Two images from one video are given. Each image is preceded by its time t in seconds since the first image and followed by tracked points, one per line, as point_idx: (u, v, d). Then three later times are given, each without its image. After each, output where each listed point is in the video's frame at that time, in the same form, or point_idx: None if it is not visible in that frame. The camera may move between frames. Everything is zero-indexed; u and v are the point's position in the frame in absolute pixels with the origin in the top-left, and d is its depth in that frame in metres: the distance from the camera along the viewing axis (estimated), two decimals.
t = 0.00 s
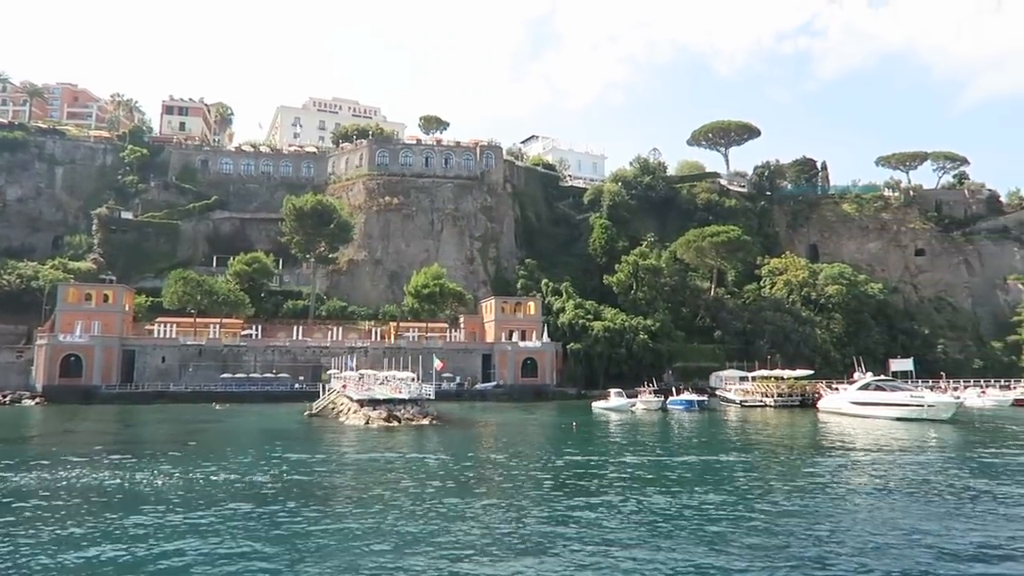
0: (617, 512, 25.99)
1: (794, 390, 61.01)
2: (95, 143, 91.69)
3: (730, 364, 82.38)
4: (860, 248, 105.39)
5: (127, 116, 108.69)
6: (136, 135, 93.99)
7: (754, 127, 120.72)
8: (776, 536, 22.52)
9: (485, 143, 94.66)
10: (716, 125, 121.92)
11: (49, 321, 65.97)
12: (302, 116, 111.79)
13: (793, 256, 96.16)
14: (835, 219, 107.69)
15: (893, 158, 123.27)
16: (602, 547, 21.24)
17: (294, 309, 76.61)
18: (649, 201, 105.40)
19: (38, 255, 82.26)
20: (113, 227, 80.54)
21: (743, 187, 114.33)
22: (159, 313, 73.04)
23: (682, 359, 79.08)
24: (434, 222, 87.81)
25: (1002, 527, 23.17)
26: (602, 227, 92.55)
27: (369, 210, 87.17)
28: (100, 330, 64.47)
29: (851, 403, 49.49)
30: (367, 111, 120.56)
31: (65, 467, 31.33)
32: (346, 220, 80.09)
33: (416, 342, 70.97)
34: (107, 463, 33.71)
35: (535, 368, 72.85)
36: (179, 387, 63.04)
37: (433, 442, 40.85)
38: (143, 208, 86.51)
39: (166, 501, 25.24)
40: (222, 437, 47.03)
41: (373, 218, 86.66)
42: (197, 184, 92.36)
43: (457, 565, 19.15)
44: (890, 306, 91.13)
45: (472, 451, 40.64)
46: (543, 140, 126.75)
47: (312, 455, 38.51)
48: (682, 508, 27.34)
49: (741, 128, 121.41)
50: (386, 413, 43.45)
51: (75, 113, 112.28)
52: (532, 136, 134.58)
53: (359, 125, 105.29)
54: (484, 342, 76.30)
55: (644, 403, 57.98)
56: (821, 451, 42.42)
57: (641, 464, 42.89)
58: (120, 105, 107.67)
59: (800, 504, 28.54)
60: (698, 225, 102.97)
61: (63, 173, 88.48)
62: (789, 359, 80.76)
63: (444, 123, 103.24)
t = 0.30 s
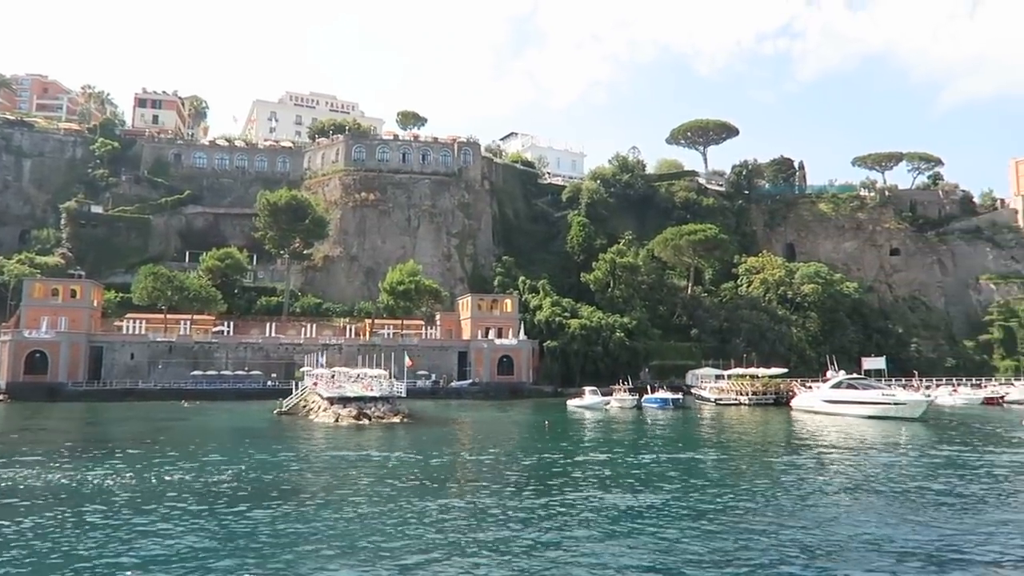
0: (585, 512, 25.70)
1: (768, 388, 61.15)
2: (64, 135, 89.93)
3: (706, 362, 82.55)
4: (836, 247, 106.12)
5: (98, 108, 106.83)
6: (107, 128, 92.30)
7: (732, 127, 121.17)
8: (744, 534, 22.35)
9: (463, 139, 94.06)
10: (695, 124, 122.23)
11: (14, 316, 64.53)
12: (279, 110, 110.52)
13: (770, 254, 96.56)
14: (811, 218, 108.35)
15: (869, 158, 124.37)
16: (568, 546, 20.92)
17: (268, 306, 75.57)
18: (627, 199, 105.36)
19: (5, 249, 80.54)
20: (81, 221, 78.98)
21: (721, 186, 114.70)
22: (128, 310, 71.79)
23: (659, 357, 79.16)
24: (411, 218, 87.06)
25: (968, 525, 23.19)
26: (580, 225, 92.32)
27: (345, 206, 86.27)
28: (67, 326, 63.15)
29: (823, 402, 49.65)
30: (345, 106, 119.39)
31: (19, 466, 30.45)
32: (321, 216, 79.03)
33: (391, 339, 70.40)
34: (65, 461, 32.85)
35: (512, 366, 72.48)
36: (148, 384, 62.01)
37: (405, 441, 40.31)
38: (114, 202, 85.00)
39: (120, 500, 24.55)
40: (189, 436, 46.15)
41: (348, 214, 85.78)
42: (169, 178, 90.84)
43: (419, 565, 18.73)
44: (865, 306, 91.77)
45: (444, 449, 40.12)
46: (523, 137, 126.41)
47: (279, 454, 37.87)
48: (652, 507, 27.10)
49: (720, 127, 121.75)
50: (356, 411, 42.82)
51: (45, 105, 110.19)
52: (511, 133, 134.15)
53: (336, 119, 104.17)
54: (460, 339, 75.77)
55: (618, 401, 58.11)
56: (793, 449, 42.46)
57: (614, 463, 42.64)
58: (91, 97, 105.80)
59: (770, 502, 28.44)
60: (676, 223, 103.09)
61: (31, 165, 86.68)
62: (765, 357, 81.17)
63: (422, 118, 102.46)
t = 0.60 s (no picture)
0: (554, 512, 25.27)
1: (744, 386, 61.30)
2: (34, 128, 88.18)
3: (684, 361, 82.76)
4: (813, 247, 106.80)
5: (70, 100, 104.92)
6: (77, 121, 90.61)
7: (712, 126, 121.51)
8: (710, 535, 22.05)
9: (441, 136, 93.54)
10: (674, 123, 122.38)
11: None
12: (255, 105, 109.22)
13: (748, 253, 96.94)
14: (789, 218, 108.90)
15: (846, 158, 125.31)
16: (533, 547, 20.44)
17: (242, 303, 74.54)
18: (606, 197, 105.39)
19: None
20: (50, 215, 77.43)
21: (700, 185, 114.98)
22: (99, 306, 70.53)
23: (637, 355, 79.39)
24: (389, 215, 86.31)
25: (935, 526, 23.04)
26: (558, 223, 92.04)
27: (321, 202, 85.32)
28: (33, 323, 61.79)
29: (797, 400, 49.83)
30: (323, 101, 118.22)
31: None
32: (296, 212, 77.97)
33: (367, 337, 69.80)
34: (23, 460, 32.05)
35: (489, 364, 72.14)
36: (118, 382, 60.93)
37: (376, 440, 39.74)
38: (84, 196, 83.47)
39: (76, 500, 23.97)
40: (156, 435, 45.27)
41: (325, 210, 84.89)
42: (141, 172, 89.35)
43: (378, 567, 18.19)
44: (841, 305, 92.39)
45: (415, 449, 39.59)
46: (502, 135, 125.97)
47: (248, 452, 37.23)
48: (621, 508, 26.72)
49: (699, 126, 122.05)
50: (327, 410, 42.23)
51: (15, 96, 108.08)
52: (491, 130, 133.56)
53: (313, 114, 103.06)
54: (437, 337, 75.27)
55: (593, 400, 57.90)
56: (767, 447, 42.31)
57: (588, 462, 42.31)
58: (63, 89, 103.89)
59: (740, 501, 28.19)
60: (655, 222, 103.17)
61: None
62: (742, 356, 81.51)
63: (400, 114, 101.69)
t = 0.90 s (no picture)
0: (525, 518, 25.06)
1: (723, 385, 61.26)
2: (5, 121, 86.56)
3: (665, 360, 82.51)
4: (794, 245, 107.19)
5: (44, 93, 103.20)
6: (50, 115, 89.03)
7: (694, 124, 121.61)
8: (680, 545, 21.95)
9: (422, 132, 92.95)
10: (656, 121, 122.30)
11: None
12: (234, 100, 107.97)
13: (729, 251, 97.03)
14: (770, 217, 109.24)
15: (827, 157, 125.89)
16: (501, 556, 20.21)
17: (218, 300, 73.48)
18: (588, 195, 105.15)
19: None
20: (21, 210, 76.00)
21: (682, 183, 115.05)
22: (71, 303, 69.36)
23: (618, 354, 79.48)
24: (369, 212, 85.55)
25: (905, 529, 23.02)
26: (540, 220, 91.55)
27: (300, 197, 84.27)
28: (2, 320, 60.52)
29: (775, 398, 49.84)
30: (303, 97, 117.15)
31: None
32: (274, 208, 76.95)
33: (346, 335, 69.11)
34: None
35: (469, 363, 71.65)
36: (90, 380, 59.93)
37: (350, 439, 39.22)
38: (57, 191, 82.05)
39: (31, 506, 23.39)
40: (125, 434, 44.39)
41: (304, 206, 83.78)
42: (116, 167, 88.04)
43: None
44: (821, 303, 92.70)
45: (390, 447, 39.14)
46: (484, 132, 125.40)
47: (218, 452, 36.62)
48: (593, 513, 26.54)
49: (681, 124, 122.16)
50: (300, 408, 41.74)
51: None
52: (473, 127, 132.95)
53: (292, 110, 101.92)
54: (417, 335, 74.71)
55: (572, 398, 57.70)
56: (744, 445, 42.28)
57: (565, 460, 42.07)
58: (36, 82, 102.16)
59: (713, 503, 28.09)
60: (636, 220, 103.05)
61: None
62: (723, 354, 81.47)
63: (380, 110, 100.84)
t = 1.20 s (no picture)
0: (500, 522, 24.69)
1: (706, 381, 61.13)
2: None
3: (650, 356, 82.36)
4: (779, 242, 107.37)
5: (22, 87, 101.65)
6: (28, 108, 87.68)
7: (679, 121, 121.58)
8: (654, 551, 21.66)
9: (406, 128, 92.30)
10: (642, 118, 122.14)
11: None
12: (216, 94, 106.84)
13: (714, 248, 97.01)
14: (755, 214, 109.32)
15: (813, 155, 126.19)
16: (472, 563, 19.83)
17: (198, 296, 72.56)
18: (574, 192, 104.86)
19: None
20: None
21: (667, 180, 114.95)
22: (47, 299, 68.25)
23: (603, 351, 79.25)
24: (352, 207, 84.85)
25: (882, 530, 22.82)
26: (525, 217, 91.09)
27: (283, 192, 83.45)
28: None
29: (758, 395, 49.73)
30: (286, 92, 116.06)
31: None
32: (255, 204, 76.08)
33: (328, 331, 68.47)
34: None
35: (452, 360, 71.21)
36: (66, 378, 59.00)
37: (327, 437, 38.73)
38: (34, 185, 80.79)
39: None
40: (99, 432, 43.62)
41: (286, 201, 82.89)
42: (95, 161, 86.76)
43: None
44: (805, 300, 92.83)
45: (368, 445, 38.66)
46: (470, 128, 124.80)
47: (192, 450, 36.06)
48: (570, 515, 26.20)
49: (667, 121, 122.05)
50: (277, 406, 41.09)
51: None
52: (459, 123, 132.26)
53: (275, 104, 100.88)
54: (400, 332, 74.11)
55: (555, 395, 57.37)
56: (725, 443, 42.05)
57: (546, 457, 41.76)
58: (15, 75, 100.64)
59: (692, 504, 27.80)
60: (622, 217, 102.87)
61: None
62: (708, 351, 81.50)
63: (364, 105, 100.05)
